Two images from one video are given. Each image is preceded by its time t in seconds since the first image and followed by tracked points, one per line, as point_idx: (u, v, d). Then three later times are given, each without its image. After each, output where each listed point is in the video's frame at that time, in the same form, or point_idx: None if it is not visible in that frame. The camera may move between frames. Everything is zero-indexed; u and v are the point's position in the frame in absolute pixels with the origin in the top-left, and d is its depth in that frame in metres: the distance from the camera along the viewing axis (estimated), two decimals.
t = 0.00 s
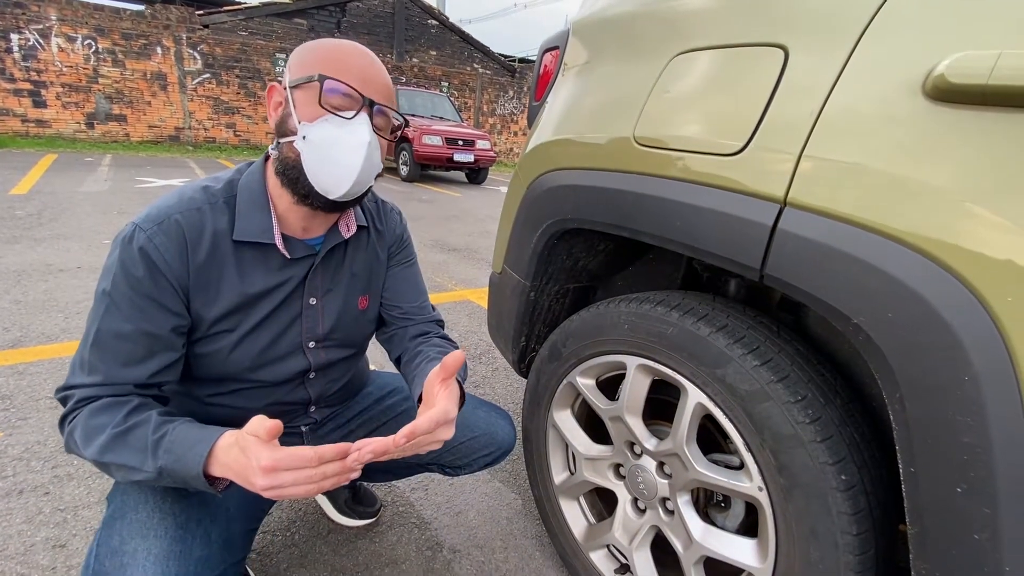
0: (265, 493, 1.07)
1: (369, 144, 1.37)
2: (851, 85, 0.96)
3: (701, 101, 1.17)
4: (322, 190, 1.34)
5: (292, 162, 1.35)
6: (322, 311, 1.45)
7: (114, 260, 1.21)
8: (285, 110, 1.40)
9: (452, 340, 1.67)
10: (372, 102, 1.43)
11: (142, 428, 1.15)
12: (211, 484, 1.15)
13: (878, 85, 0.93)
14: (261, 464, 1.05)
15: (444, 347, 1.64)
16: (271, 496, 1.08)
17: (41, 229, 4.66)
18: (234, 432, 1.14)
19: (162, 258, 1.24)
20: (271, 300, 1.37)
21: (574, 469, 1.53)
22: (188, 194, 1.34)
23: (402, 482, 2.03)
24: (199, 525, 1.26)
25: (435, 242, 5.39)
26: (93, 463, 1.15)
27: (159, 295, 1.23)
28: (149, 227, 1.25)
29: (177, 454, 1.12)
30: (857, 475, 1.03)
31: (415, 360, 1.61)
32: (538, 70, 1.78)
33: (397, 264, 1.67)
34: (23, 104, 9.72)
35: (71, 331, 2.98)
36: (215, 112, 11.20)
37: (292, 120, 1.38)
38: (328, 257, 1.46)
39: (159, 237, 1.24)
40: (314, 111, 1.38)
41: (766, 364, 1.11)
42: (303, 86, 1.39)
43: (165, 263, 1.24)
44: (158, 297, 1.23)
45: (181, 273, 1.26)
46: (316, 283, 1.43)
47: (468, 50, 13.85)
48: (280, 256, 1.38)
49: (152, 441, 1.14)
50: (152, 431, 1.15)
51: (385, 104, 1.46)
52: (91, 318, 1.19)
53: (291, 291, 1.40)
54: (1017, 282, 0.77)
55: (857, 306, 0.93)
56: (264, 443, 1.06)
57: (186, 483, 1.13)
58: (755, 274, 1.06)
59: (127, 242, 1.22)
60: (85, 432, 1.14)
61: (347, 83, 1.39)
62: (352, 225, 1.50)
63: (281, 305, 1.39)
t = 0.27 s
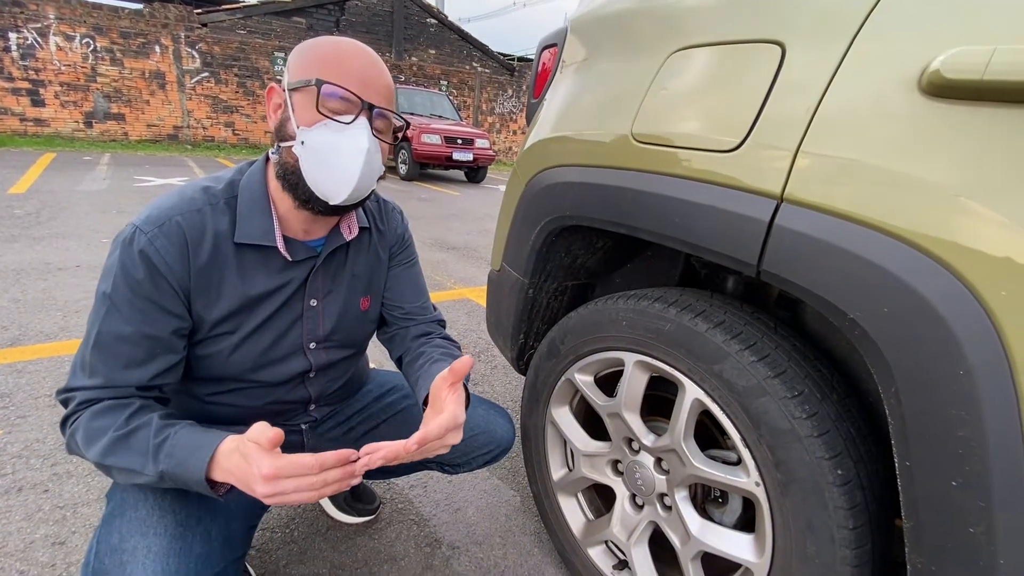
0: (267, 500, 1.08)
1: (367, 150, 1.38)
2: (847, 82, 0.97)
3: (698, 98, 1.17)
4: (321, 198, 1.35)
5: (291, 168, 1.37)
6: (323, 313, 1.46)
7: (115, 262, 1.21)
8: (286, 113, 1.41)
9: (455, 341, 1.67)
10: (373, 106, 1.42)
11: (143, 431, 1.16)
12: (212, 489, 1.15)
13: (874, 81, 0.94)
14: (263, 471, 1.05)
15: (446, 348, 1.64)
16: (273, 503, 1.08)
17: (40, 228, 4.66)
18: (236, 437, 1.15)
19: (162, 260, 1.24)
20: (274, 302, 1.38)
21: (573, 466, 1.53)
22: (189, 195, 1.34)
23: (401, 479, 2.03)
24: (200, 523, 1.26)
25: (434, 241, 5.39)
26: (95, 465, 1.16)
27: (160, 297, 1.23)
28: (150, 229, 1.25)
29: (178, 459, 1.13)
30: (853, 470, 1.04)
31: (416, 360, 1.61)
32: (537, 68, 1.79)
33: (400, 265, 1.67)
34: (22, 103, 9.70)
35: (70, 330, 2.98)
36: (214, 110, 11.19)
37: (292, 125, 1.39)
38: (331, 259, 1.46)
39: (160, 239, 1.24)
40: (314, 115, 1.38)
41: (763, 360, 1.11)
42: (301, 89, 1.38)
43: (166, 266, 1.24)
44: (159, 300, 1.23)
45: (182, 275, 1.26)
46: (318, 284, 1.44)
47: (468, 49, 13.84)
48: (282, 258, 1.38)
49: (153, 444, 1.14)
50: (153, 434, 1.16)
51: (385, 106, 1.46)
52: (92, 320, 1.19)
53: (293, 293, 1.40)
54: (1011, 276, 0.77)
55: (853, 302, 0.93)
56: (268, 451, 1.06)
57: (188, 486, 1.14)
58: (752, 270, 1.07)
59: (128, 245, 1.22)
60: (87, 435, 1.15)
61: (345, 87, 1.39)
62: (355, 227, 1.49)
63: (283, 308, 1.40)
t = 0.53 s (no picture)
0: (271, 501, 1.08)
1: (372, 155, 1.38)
2: (844, 81, 0.97)
3: (697, 97, 1.18)
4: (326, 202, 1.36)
5: (296, 172, 1.37)
6: (327, 313, 1.46)
7: (120, 262, 1.22)
8: (291, 115, 1.41)
9: (458, 343, 1.67)
10: (378, 110, 1.43)
11: (148, 431, 1.17)
12: (216, 489, 1.16)
13: (871, 80, 0.94)
14: (268, 473, 1.06)
15: (448, 350, 1.65)
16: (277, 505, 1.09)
17: (39, 226, 4.66)
18: (241, 438, 1.15)
19: (167, 260, 1.24)
20: (278, 302, 1.39)
21: (572, 463, 1.54)
22: (195, 194, 1.34)
23: (401, 477, 2.04)
24: (202, 519, 1.27)
25: (433, 239, 5.39)
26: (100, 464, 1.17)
27: (164, 297, 1.24)
28: (155, 229, 1.25)
29: (183, 459, 1.14)
30: (850, 465, 1.05)
31: (418, 361, 1.62)
32: (536, 67, 1.79)
33: (405, 266, 1.68)
34: (20, 101, 9.69)
35: (70, 328, 2.99)
36: (213, 109, 11.18)
37: (297, 129, 1.40)
38: (335, 261, 1.47)
39: (165, 239, 1.25)
40: (319, 119, 1.38)
41: (762, 357, 1.12)
42: (304, 92, 1.39)
43: (171, 266, 1.24)
44: (164, 300, 1.24)
45: (187, 275, 1.27)
46: (322, 285, 1.44)
47: (467, 47, 13.83)
48: (287, 260, 1.39)
49: (158, 444, 1.15)
50: (158, 434, 1.16)
51: (390, 109, 1.46)
52: (98, 320, 1.20)
53: (298, 294, 1.41)
54: (1006, 272, 0.78)
55: (850, 299, 0.94)
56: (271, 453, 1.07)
57: (193, 486, 1.15)
58: (750, 268, 1.08)
59: (133, 245, 1.23)
60: (93, 434, 1.15)
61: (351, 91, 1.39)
62: (359, 228, 1.50)
63: (287, 309, 1.41)
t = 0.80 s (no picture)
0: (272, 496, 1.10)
1: (369, 156, 1.38)
2: (840, 81, 0.98)
3: (695, 96, 1.19)
4: (324, 203, 1.36)
5: (294, 172, 1.38)
6: (328, 311, 1.47)
7: (122, 260, 1.22)
8: (290, 116, 1.43)
9: (457, 342, 1.68)
10: (375, 110, 1.44)
11: (149, 427, 1.17)
12: (217, 486, 1.17)
13: (866, 80, 0.95)
14: (268, 470, 1.07)
15: (448, 349, 1.65)
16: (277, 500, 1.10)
17: (37, 225, 4.65)
18: (241, 435, 1.16)
19: (169, 258, 1.25)
20: (279, 300, 1.39)
21: (571, 460, 1.55)
22: (197, 193, 1.35)
23: (401, 475, 2.05)
24: (203, 515, 1.28)
25: (432, 238, 5.39)
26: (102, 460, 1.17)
27: (166, 295, 1.24)
28: (156, 227, 1.25)
29: (184, 455, 1.14)
30: (846, 462, 1.06)
31: (418, 359, 1.63)
32: (535, 66, 1.80)
33: (405, 264, 1.69)
34: (18, 100, 9.67)
35: (69, 327, 2.99)
36: (211, 108, 11.17)
37: (296, 129, 1.41)
38: (335, 260, 1.47)
39: (167, 237, 1.25)
40: (316, 120, 1.39)
41: (758, 355, 1.13)
42: (303, 93, 1.40)
43: (172, 264, 1.25)
44: (166, 297, 1.24)
45: (189, 273, 1.28)
46: (323, 283, 1.45)
47: (465, 46, 13.82)
48: (286, 259, 1.39)
49: (160, 441, 1.16)
50: (160, 431, 1.17)
51: (389, 109, 1.46)
52: (100, 317, 1.21)
53: (298, 292, 1.42)
54: (1000, 270, 0.79)
55: (846, 297, 0.95)
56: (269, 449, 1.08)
57: (194, 482, 1.16)
58: (747, 266, 1.08)
59: (135, 243, 1.23)
60: (94, 430, 1.16)
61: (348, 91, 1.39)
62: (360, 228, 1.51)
63: (289, 306, 1.41)
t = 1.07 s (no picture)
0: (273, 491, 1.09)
1: (364, 154, 1.37)
2: (838, 79, 0.99)
3: (693, 94, 1.19)
4: (320, 201, 1.36)
5: (291, 171, 1.38)
6: (327, 309, 1.47)
7: (123, 257, 1.23)
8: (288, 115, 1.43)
9: (456, 339, 1.68)
10: (371, 109, 1.43)
11: (150, 424, 1.17)
12: (217, 481, 1.17)
13: (864, 78, 0.96)
14: (267, 464, 1.07)
15: (447, 346, 1.66)
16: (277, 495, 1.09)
17: (35, 224, 4.65)
18: (240, 431, 1.16)
19: (170, 255, 1.25)
20: (279, 298, 1.40)
21: (570, 458, 1.55)
22: (196, 191, 1.35)
23: (400, 473, 2.05)
24: (203, 513, 1.28)
25: (431, 236, 5.40)
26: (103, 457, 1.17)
27: (167, 292, 1.24)
28: (157, 225, 1.26)
29: (184, 451, 1.14)
30: (844, 459, 1.06)
31: (417, 356, 1.63)
32: (533, 65, 1.80)
33: (403, 262, 1.69)
34: (15, 99, 9.65)
35: (67, 326, 2.99)
36: (209, 106, 11.15)
37: (292, 128, 1.41)
38: (334, 258, 1.48)
39: (167, 235, 1.25)
40: (312, 119, 1.39)
41: (756, 353, 1.13)
42: (300, 92, 1.40)
43: (173, 261, 1.25)
44: (167, 295, 1.24)
45: (189, 270, 1.28)
46: (322, 281, 1.45)
47: (464, 44, 13.81)
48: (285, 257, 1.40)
49: (160, 437, 1.16)
50: (160, 427, 1.17)
51: (386, 108, 1.46)
52: (101, 314, 1.21)
53: (297, 290, 1.42)
54: (997, 268, 0.80)
55: (844, 295, 0.95)
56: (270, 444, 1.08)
57: (195, 479, 1.15)
58: (745, 264, 1.09)
59: (136, 240, 1.24)
60: (95, 427, 1.16)
61: (343, 90, 1.39)
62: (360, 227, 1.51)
63: (288, 304, 1.42)
